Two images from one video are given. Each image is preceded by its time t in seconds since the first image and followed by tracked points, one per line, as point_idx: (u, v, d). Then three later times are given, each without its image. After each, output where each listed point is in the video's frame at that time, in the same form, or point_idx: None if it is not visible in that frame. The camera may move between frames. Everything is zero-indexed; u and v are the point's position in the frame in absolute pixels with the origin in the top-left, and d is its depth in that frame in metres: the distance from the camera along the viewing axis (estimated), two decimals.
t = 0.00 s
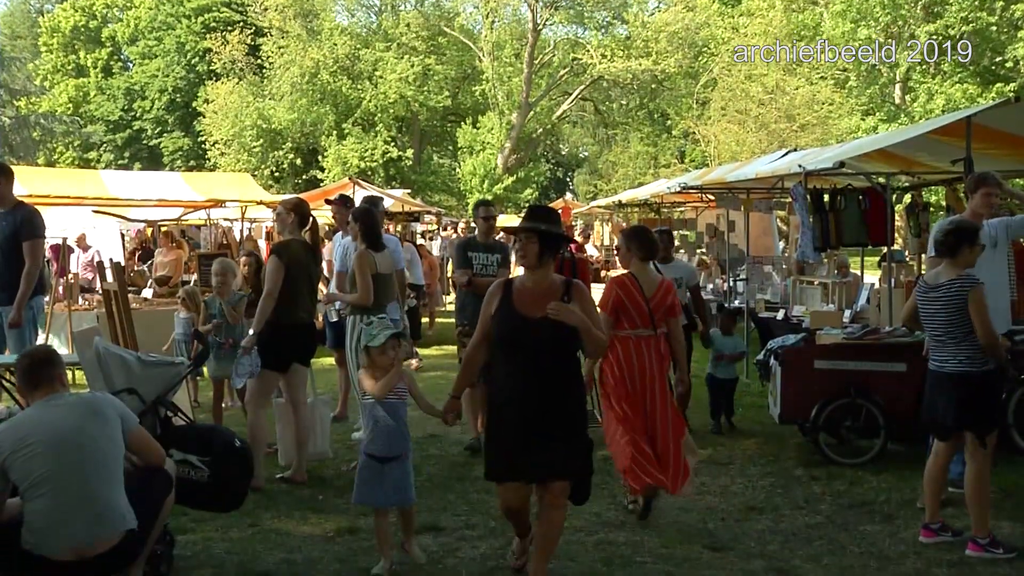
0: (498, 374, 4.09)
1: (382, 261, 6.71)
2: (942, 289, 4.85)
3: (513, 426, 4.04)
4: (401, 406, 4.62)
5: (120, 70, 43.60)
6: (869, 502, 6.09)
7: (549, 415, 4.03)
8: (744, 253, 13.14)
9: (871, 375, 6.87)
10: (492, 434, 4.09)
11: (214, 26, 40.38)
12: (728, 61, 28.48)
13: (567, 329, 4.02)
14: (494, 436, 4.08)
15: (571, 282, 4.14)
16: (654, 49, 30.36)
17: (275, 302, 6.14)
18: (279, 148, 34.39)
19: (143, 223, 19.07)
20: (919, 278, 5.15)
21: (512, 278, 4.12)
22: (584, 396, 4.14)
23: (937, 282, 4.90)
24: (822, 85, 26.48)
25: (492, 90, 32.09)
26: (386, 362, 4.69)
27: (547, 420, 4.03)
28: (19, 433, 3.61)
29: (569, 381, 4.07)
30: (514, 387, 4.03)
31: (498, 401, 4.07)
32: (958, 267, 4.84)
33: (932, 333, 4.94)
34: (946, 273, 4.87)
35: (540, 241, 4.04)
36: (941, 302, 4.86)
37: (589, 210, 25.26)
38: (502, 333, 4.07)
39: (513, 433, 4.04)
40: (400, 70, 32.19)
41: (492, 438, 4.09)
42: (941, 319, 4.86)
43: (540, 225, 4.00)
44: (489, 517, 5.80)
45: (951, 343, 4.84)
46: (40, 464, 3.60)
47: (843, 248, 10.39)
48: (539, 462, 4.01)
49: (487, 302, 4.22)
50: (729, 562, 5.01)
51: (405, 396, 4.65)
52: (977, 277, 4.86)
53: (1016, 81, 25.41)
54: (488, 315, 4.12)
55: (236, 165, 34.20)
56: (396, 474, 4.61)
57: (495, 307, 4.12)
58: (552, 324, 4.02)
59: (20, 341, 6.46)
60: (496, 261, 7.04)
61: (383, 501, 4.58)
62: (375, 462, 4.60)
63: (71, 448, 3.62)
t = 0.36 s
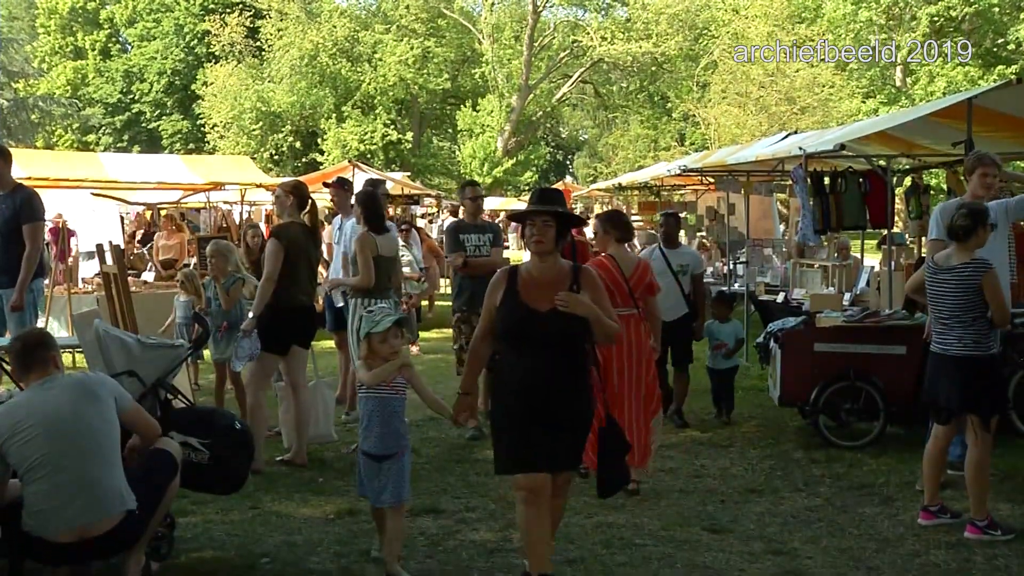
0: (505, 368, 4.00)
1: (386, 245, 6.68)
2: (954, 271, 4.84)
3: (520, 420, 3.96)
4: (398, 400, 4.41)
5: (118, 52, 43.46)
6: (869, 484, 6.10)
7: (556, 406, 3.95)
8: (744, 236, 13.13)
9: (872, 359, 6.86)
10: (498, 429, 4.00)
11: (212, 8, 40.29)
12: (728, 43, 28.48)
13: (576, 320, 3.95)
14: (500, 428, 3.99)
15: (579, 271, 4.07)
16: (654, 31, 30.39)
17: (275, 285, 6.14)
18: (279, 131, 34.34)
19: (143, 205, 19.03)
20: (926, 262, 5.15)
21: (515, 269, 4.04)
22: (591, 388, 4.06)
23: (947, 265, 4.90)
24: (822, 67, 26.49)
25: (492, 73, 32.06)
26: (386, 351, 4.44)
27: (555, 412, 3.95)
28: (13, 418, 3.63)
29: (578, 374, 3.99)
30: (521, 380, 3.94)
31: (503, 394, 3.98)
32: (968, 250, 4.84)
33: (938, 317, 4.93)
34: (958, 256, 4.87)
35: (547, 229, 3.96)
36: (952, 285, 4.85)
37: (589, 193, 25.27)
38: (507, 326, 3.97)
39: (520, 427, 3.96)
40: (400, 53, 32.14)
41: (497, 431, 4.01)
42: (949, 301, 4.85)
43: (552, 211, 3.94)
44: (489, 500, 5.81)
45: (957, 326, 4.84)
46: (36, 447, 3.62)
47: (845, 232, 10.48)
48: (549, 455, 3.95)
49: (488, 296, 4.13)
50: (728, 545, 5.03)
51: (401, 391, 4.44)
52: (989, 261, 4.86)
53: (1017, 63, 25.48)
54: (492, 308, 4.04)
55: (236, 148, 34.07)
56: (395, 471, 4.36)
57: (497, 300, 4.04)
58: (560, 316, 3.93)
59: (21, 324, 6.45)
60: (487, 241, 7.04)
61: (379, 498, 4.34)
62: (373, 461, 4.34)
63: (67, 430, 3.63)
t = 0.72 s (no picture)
0: (519, 374, 3.63)
1: (391, 236, 6.69)
2: (956, 261, 4.84)
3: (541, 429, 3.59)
4: (410, 407, 4.23)
5: (117, 43, 43.44)
6: (868, 475, 6.11)
7: (578, 406, 3.59)
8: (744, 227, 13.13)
9: (871, 351, 6.87)
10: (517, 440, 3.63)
11: None
12: (728, 34, 28.46)
13: (591, 310, 3.62)
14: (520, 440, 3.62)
15: (586, 259, 3.76)
16: (654, 22, 30.39)
17: (274, 277, 6.15)
18: (278, 122, 34.35)
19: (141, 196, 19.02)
20: (929, 252, 5.15)
21: (518, 264, 3.71)
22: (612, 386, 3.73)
23: (951, 255, 4.89)
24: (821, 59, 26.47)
25: (492, 64, 32.07)
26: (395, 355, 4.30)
27: (576, 411, 3.59)
28: (14, 408, 3.63)
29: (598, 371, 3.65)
30: (536, 382, 3.59)
31: (518, 401, 3.62)
32: (972, 242, 4.84)
33: (939, 308, 4.93)
34: (961, 248, 4.87)
35: (549, 215, 3.65)
36: (954, 276, 4.84)
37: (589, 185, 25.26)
38: (517, 327, 3.63)
39: (541, 434, 3.59)
40: (400, 44, 32.12)
41: (516, 444, 3.63)
42: (951, 292, 4.85)
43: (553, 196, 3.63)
44: (489, 491, 5.82)
45: (957, 317, 4.83)
46: (36, 439, 3.62)
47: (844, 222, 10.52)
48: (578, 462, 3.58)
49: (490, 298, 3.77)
50: (728, 535, 5.04)
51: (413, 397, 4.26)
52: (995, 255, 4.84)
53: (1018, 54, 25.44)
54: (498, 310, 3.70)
55: (236, 140, 34.05)
56: (408, 481, 4.19)
57: (504, 301, 3.70)
58: (574, 306, 3.61)
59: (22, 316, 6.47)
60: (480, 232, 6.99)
61: (392, 508, 4.16)
62: (385, 471, 4.17)
63: (68, 422, 3.63)
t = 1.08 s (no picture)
0: (535, 375, 3.56)
1: (395, 233, 6.69)
2: (956, 257, 4.84)
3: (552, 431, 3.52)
4: (440, 419, 4.00)
5: (116, 39, 43.42)
6: (868, 471, 6.11)
7: (593, 410, 3.50)
8: (743, 223, 13.13)
9: (871, 346, 6.87)
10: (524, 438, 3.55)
11: None
12: (728, 29, 28.46)
13: (619, 316, 3.54)
14: (530, 439, 3.54)
15: (611, 262, 3.69)
16: (654, 17, 30.42)
17: (275, 273, 6.15)
18: (278, 118, 34.33)
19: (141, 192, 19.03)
20: (928, 248, 5.15)
21: (541, 262, 3.63)
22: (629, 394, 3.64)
23: (951, 251, 4.89)
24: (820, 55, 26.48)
25: (492, 60, 32.05)
26: (429, 357, 4.00)
27: (586, 412, 3.50)
28: (24, 397, 3.64)
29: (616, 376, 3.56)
30: (553, 382, 3.52)
31: (531, 400, 3.55)
32: (971, 238, 4.85)
33: (939, 304, 4.93)
34: (961, 244, 4.87)
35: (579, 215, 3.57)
36: (955, 272, 4.84)
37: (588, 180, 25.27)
38: (538, 325, 3.54)
39: (550, 434, 3.52)
40: (400, 39, 32.08)
41: (525, 442, 3.55)
42: (952, 288, 4.84)
43: (585, 195, 3.55)
44: (489, 486, 5.83)
45: (957, 313, 4.83)
46: (45, 428, 3.63)
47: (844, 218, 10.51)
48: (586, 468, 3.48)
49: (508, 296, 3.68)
50: (728, 531, 5.04)
51: (443, 404, 4.02)
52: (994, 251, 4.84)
53: (1018, 49, 25.47)
54: (518, 307, 3.61)
55: (236, 136, 34.01)
56: (431, 497, 3.93)
57: (526, 300, 3.60)
58: (601, 311, 3.52)
59: (22, 312, 6.46)
60: (478, 230, 6.89)
61: (415, 530, 3.91)
62: (406, 488, 3.92)
63: (77, 413, 3.64)
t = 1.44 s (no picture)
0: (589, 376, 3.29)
1: (387, 230, 6.70)
2: (955, 255, 4.85)
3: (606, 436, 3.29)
4: (498, 431, 3.60)
5: (116, 37, 43.46)
6: (868, 469, 6.10)
7: (649, 417, 3.29)
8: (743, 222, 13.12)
9: (871, 344, 6.87)
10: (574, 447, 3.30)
11: None
12: (729, 27, 28.48)
13: (678, 317, 3.31)
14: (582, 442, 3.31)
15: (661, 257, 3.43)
16: (654, 15, 30.46)
17: (275, 272, 6.15)
18: (278, 116, 34.36)
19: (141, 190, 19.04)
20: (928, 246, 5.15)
21: (595, 257, 3.32)
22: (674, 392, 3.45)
23: (949, 249, 4.89)
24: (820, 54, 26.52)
25: (492, 58, 32.05)
26: (487, 370, 3.54)
27: (642, 417, 3.28)
28: (40, 341, 3.90)
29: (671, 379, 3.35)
30: (610, 385, 3.27)
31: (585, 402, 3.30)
32: (970, 235, 4.84)
33: (939, 302, 4.93)
34: (959, 242, 4.87)
35: (647, 211, 3.26)
36: (955, 269, 4.84)
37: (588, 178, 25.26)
38: (596, 329, 3.25)
39: (601, 436, 3.30)
40: (400, 37, 32.08)
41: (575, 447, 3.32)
42: (952, 285, 4.84)
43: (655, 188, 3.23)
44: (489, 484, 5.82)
45: (959, 311, 4.83)
46: (57, 366, 3.87)
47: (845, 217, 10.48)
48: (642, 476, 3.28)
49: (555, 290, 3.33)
50: (728, 529, 5.04)
51: (499, 415, 3.62)
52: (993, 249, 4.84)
53: (1018, 47, 25.46)
54: (571, 309, 3.28)
55: (236, 134, 34.04)
56: (493, 519, 3.61)
57: (580, 300, 3.28)
58: (662, 313, 3.27)
59: (23, 311, 6.47)
60: (480, 231, 6.85)
61: (483, 552, 3.61)
62: (471, 509, 3.58)
63: (86, 351, 3.87)
